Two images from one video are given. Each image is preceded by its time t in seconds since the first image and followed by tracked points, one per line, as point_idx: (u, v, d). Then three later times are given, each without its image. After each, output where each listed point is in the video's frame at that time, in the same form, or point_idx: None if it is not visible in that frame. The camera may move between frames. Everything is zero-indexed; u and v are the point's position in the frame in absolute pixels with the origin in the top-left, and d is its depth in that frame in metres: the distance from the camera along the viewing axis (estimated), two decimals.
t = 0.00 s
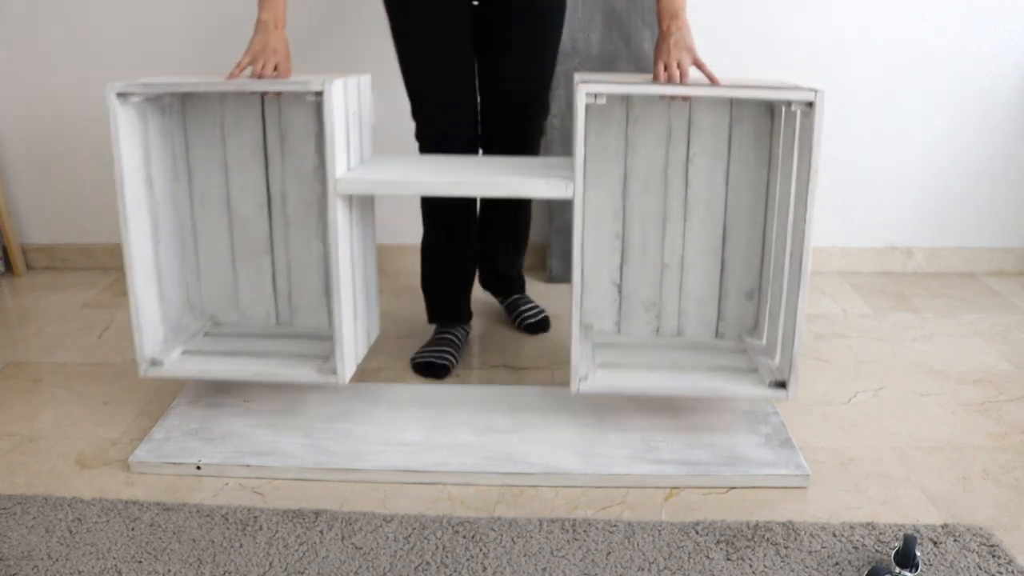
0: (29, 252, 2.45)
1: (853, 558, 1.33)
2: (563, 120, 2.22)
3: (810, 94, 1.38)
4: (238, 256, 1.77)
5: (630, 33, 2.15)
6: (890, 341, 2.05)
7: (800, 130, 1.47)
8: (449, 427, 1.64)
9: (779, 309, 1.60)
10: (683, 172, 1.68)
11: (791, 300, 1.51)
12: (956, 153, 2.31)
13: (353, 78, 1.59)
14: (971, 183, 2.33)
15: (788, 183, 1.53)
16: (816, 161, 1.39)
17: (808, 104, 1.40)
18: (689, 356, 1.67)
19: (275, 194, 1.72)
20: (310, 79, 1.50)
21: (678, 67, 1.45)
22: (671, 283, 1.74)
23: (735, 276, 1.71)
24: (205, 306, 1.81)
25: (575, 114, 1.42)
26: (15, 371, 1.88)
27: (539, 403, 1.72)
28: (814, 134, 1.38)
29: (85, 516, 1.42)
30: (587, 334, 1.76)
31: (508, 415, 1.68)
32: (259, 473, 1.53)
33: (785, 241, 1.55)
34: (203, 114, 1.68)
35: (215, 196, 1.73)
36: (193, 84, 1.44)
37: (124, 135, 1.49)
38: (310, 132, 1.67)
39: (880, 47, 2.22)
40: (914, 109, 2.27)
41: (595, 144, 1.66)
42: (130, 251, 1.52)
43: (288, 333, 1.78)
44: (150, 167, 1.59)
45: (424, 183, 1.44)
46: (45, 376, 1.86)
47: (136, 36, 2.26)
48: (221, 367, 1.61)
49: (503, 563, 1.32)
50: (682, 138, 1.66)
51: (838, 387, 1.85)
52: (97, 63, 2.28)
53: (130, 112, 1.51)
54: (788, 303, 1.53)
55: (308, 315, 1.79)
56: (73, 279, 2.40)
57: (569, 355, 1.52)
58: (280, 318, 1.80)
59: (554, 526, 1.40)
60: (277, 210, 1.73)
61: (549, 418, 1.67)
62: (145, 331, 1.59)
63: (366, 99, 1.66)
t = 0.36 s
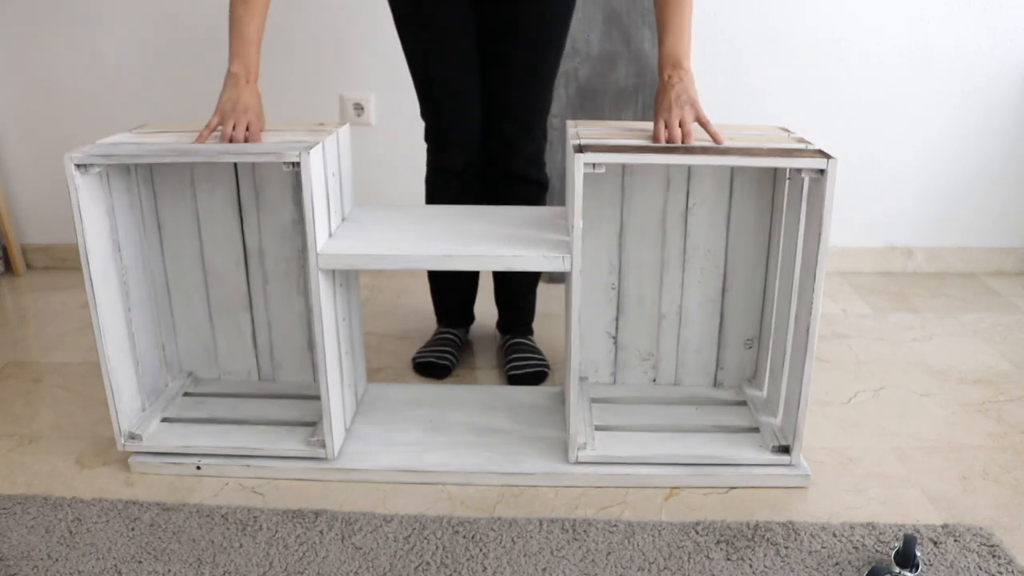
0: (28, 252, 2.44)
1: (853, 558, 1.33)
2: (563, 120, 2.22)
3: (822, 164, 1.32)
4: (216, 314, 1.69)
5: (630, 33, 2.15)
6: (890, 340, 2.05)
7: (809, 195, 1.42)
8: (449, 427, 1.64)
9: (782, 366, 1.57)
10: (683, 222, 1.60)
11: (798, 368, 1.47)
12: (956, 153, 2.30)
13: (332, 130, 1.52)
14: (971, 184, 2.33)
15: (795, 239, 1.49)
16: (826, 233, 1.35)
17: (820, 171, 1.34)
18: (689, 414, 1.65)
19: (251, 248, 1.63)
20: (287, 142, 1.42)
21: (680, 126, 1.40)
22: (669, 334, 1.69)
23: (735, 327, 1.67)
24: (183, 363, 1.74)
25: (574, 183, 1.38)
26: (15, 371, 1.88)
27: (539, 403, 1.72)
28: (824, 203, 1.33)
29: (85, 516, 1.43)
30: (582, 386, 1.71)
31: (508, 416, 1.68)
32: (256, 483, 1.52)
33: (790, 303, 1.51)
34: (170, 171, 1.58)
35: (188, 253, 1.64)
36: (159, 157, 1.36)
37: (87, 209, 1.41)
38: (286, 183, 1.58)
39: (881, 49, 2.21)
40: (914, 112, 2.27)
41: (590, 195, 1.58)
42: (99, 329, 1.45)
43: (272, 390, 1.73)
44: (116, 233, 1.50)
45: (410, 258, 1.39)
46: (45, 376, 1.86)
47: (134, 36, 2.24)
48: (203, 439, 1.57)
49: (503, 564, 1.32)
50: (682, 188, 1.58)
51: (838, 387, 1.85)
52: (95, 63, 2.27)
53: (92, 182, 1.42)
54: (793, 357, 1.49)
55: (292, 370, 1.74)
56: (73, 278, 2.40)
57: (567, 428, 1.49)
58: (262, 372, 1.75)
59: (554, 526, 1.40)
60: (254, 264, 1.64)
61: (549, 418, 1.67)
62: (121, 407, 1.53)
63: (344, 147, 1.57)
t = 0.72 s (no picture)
0: (28, 252, 2.44)
1: (853, 558, 1.33)
2: (563, 121, 2.22)
3: (822, 170, 1.32)
4: (213, 316, 1.69)
5: (630, 33, 2.15)
6: (890, 341, 2.05)
7: (809, 200, 1.42)
8: (449, 427, 1.64)
9: (781, 370, 1.57)
10: (682, 225, 1.60)
11: (797, 373, 1.47)
12: (956, 153, 2.30)
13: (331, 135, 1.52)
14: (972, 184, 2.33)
15: (794, 243, 1.49)
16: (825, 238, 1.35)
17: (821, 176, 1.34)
18: (689, 417, 1.64)
19: (248, 251, 1.63)
20: (284, 148, 1.42)
21: (679, 131, 1.41)
22: (670, 337, 1.69)
23: (735, 329, 1.67)
24: (181, 365, 1.74)
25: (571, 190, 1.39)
26: (15, 371, 1.88)
27: (540, 404, 1.72)
28: (824, 208, 1.33)
29: (85, 516, 1.43)
30: (582, 389, 1.72)
31: (509, 416, 1.68)
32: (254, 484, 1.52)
33: (790, 306, 1.51)
34: (165, 175, 1.57)
35: (185, 257, 1.64)
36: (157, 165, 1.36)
37: (82, 216, 1.41)
38: (282, 187, 1.58)
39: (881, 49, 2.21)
40: (914, 113, 2.27)
41: (589, 199, 1.58)
42: (96, 334, 1.45)
43: (270, 391, 1.73)
44: (112, 240, 1.50)
45: (407, 265, 1.39)
46: (45, 376, 1.86)
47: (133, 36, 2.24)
48: (200, 443, 1.56)
49: (503, 563, 1.32)
50: (681, 192, 1.58)
51: (838, 387, 1.85)
52: (94, 64, 2.27)
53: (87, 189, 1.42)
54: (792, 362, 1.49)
55: (290, 371, 1.74)
56: (73, 278, 2.40)
57: (566, 433, 1.48)
58: (260, 374, 1.75)
59: (554, 526, 1.40)
60: (251, 265, 1.64)
61: (549, 418, 1.67)
62: (118, 411, 1.53)
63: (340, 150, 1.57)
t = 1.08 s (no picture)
0: (27, 252, 2.43)
1: (855, 560, 1.33)
2: (563, 120, 2.22)
3: (824, 170, 1.31)
4: (212, 316, 1.68)
5: (630, 32, 2.14)
6: (891, 341, 2.04)
7: (810, 200, 1.42)
8: (449, 428, 1.63)
9: (783, 372, 1.56)
10: (682, 226, 1.59)
11: (799, 374, 1.47)
12: (958, 153, 2.29)
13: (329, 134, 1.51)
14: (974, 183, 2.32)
15: (797, 243, 1.48)
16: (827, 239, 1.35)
17: (823, 176, 1.33)
18: (691, 418, 1.64)
19: (246, 251, 1.62)
20: (282, 149, 1.42)
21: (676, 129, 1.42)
22: (670, 337, 1.68)
23: (737, 330, 1.66)
24: (180, 365, 1.74)
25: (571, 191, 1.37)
26: (14, 371, 1.88)
27: (540, 404, 1.71)
28: (826, 208, 1.33)
29: (83, 517, 1.42)
30: (582, 390, 1.71)
31: (509, 417, 1.67)
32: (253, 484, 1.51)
33: (792, 307, 1.51)
34: (162, 175, 1.56)
35: (184, 257, 1.63)
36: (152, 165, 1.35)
37: (79, 217, 1.40)
38: (280, 188, 1.57)
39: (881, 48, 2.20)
40: (915, 113, 2.26)
41: (589, 199, 1.57)
42: (93, 336, 1.44)
43: (269, 392, 1.73)
44: (110, 240, 1.49)
45: (406, 266, 1.38)
46: (42, 376, 1.85)
47: (131, 35, 2.23)
48: (198, 445, 1.56)
49: (503, 565, 1.32)
50: (682, 192, 1.57)
51: (839, 387, 1.84)
52: (92, 63, 2.26)
53: (85, 191, 1.41)
54: (796, 362, 1.48)
55: (288, 372, 1.74)
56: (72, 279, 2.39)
57: (567, 434, 1.48)
58: (258, 375, 1.75)
59: (554, 527, 1.40)
60: (249, 265, 1.63)
61: (549, 418, 1.66)
62: (116, 412, 1.52)
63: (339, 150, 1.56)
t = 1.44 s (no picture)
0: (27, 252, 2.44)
1: (855, 560, 1.33)
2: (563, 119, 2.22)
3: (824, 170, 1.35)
4: (213, 316, 1.69)
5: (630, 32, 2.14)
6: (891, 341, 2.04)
7: (809, 198, 1.43)
8: (449, 428, 1.63)
9: (782, 370, 1.57)
10: (684, 226, 1.59)
11: (798, 369, 1.49)
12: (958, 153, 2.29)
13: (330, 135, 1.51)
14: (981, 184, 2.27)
15: (798, 244, 1.48)
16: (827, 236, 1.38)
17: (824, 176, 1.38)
18: (692, 418, 1.64)
19: (247, 251, 1.62)
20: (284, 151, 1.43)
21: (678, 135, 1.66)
22: (671, 338, 1.68)
23: (738, 331, 1.66)
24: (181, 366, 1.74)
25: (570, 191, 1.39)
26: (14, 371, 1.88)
27: (539, 404, 1.71)
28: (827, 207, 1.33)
29: (83, 517, 1.42)
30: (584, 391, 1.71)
31: (508, 417, 1.67)
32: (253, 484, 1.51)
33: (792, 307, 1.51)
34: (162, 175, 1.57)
35: (185, 257, 1.63)
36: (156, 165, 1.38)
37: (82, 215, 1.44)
38: (281, 189, 1.57)
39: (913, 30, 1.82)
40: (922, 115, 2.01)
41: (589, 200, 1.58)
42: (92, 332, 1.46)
43: (269, 392, 1.73)
44: (115, 239, 1.53)
45: (408, 266, 1.41)
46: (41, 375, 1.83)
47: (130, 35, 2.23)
48: (198, 444, 1.56)
49: (503, 565, 1.32)
50: (681, 193, 1.57)
51: (838, 387, 1.84)
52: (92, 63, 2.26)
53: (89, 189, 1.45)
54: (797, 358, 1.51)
55: (289, 373, 1.74)
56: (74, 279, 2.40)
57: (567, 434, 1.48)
58: (259, 376, 1.74)
59: (554, 527, 1.40)
60: (250, 266, 1.64)
61: (549, 419, 1.66)
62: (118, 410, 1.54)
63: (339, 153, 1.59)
